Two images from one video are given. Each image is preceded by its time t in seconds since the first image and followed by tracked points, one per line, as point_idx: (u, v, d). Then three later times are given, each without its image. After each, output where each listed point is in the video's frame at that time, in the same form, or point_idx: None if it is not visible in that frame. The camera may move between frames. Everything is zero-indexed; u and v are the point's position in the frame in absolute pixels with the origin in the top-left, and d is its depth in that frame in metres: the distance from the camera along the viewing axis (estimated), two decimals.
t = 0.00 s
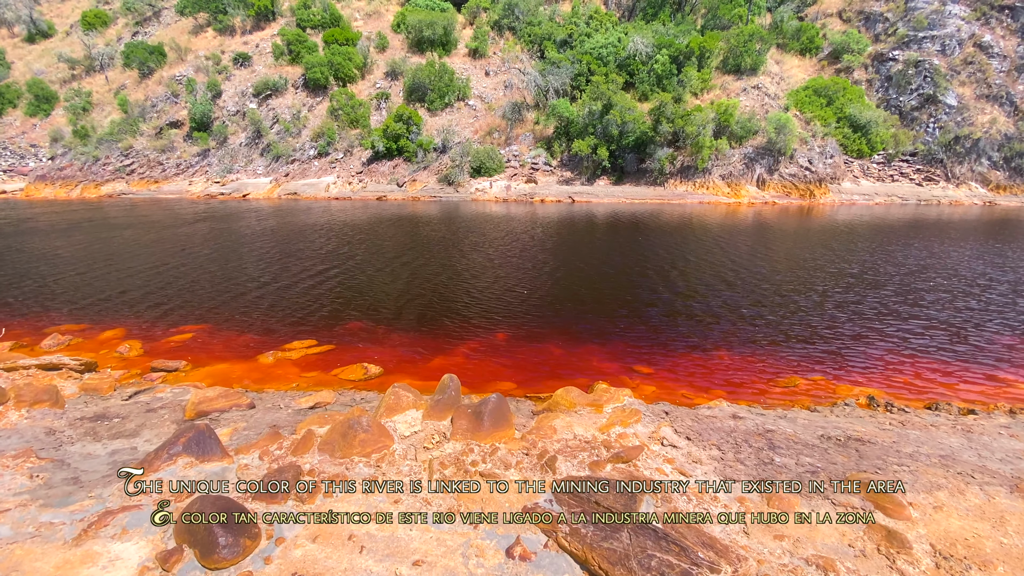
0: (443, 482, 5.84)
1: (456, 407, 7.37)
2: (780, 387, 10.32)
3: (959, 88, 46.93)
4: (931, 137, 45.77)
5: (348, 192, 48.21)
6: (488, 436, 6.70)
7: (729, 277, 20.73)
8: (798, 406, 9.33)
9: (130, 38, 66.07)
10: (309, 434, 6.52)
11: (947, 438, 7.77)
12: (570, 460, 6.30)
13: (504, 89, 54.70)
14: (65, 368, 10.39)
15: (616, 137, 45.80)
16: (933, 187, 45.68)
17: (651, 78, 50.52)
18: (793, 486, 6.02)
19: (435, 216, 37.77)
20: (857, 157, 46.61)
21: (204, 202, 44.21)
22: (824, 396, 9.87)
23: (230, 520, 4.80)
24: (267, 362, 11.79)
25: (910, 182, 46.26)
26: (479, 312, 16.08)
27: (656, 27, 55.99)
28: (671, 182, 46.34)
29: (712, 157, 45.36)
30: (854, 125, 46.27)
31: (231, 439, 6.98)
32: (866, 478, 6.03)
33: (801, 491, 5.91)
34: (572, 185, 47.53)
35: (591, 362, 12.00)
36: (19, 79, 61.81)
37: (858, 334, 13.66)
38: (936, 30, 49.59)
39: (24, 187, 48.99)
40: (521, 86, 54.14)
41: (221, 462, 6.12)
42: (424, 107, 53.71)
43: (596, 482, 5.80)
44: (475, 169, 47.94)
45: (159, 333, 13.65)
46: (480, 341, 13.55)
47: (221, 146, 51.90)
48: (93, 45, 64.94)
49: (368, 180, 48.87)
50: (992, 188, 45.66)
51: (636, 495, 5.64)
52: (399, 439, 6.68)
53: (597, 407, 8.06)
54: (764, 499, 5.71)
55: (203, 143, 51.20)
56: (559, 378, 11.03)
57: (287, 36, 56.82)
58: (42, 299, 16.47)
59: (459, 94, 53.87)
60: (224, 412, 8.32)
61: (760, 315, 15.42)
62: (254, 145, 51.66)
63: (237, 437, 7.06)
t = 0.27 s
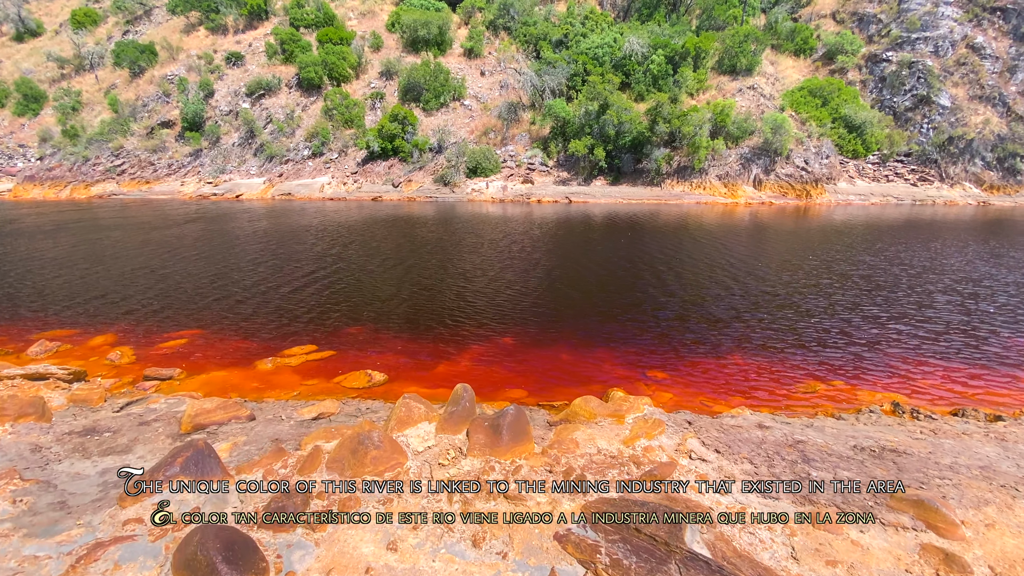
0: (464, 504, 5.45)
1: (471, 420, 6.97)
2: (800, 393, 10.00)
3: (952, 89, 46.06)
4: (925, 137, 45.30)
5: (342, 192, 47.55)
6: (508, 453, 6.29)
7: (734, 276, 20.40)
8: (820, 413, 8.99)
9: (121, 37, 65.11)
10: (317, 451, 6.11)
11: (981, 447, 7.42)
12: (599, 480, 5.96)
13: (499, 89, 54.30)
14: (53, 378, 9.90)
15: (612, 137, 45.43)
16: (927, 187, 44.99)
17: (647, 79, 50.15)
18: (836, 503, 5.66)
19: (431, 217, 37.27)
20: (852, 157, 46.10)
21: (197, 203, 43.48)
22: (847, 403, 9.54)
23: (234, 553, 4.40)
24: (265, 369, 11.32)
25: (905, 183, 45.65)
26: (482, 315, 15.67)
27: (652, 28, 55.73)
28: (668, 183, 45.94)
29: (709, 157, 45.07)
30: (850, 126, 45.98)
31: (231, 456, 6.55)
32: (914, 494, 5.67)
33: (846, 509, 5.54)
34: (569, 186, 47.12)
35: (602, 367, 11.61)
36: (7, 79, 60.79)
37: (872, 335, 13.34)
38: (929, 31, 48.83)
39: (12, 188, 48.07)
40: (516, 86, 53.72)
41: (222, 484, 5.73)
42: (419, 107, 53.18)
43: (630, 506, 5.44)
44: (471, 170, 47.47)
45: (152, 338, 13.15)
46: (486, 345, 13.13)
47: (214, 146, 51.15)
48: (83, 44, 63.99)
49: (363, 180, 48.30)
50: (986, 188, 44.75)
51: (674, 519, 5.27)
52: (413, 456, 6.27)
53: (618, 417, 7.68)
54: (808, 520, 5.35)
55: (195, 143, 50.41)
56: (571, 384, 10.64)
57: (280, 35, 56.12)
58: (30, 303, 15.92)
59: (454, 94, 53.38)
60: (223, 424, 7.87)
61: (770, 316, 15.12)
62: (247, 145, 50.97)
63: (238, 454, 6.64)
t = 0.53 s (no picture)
0: (490, 531, 5.11)
1: (486, 435, 6.61)
2: (815, 400, 9.79)
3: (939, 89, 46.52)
4: (912, 137, 45.37)
5: (332, 192, 46.82)
6: (527, 471, 5.98)
7: (733, 277, 20.22)
8: (838, 421, 8.78)
9: (104, 35, 63.66)
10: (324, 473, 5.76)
11: (1008, 454, 7.21)
12: (629, 500, 5.63)
13: (490, 89, 53.92)
14: (35, 391, 9.33)
15: (604, 137, 45.24)
16: (914, 187, 44.96)
17: (637, 79, 50.02)
18: (877, 521, 5.38)
19: (422, 218, 36.75)
20: (841, 158, 46.22)
21: (183, 204, 42.51)
22: (864, 410, 9.34)
23: None
24: (260, 378, 10.81)
25: (892, 183, 45.63)
26: (481, 318, 15.28)
27: (642, 28, 55.69)
28: (660, 183, 45.78)
29: (700, 158, 45.01)
30: (838, 126, 46.04)
31: (232, 479, 6.13)
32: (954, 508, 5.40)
33: (887, 527, 5.28)
34: (561, 186, 46.82)
35: (610, 373, 11.31)
36: None
37: (878, 338, 13.19)
38: (914, 32, 49.45)
39: None
40: (507, 86, 53.36)
41: (224, 513, 5.39)
42: (409, 106, 52.60)
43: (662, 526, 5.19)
44: (462, 170, 47.02)
45: (139, 346, 12.58)
46: (489, 350, 12.77)
47: (199, 146, 50.12)
48: (64, 42, 62.48)
49: (353, 181, 47.64)
50: (973, 188, 44.90)
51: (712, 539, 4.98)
52: (428, 476, 5.95)
53: (637, 429, 7.38)
54: (852, 540, 5.08)
55: (181, 143, 49.33)
56: (581, 391, 10.32)
57: (267, 34, 55.17)
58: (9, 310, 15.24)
59: (445, 94, 52.89)
60: (219, 441, 7.40)
61: (774, 318, 14.96)
62: (234, 145, 50.00)
63: (238, 476, 6.22)
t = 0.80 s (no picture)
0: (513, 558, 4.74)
1: (498, 448, 6.27)
2: (823, 402, 9.65)
3: (916, 91, 46.48)
4: (891, 138, 45.76)
5: (315, 193, 45.88)
6: (544, 487, 5.67)
7: (726, 276, 20.17)
8: (849, 423, 8.65)
9: (76, 31, 61.61)
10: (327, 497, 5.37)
11: None
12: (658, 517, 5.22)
13: (475, 89, 53.45)
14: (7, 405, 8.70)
15: (590, 137, 45.07)
16: (893, 187, 45.55)
17: (622, 79, 49.92)
18: (911, 531, 5.16)
19: (408, 218, 36.12)
20: (822, 158, 46.63)
21: (161, 204, 41.25)
22: (873, 413, 9.21)
23: None
24: (249, 387, 10.24)
25: (873, 182, 46.22)
26: (474, 321, 14.89)
27: (626, 29, 55.66)
28: (646, 183, 45.66)
29: (685, 157, 45.02)
30: (820, 127, 46.30)
31: (226, 503, 5.70)
32: (989, 516, 5.19)
33: (923, 538, 5.05)
34: (548, 186, 46.54)
35: (614, 376, 11.05)
36: None
37: (875, 338, 13.16)
38: (892, 34, 48.99)
39: None
40: (493, 85, 52.89)
41: (218, 543, 4.97)
42: (393, 105, 51.85)
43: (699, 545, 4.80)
44: (448, 169, 46.48)
45: (118, 355, 11.92)
46: (487, 354, 12.40)
47: (177, 145, 48.75)
48: (35, 38, 60.39)
49: (337, 181, 46.79)
50: (950, 187, 45.31)
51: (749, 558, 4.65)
52: (440, 496, 5.60)
53: (653, 437, 7.10)
54: (889, 553, 4.82)
55: (158, 142, 47.90)
56: (585, 396, 10.02)
57: (246, 31, 53.85)
58: None
59: (429, 93, 52.30)
60: (208, 458, 6.91)
61: (772, 318, 14.90)
62: (214, 144, 48.72)
63: (233, 499, 5.79)
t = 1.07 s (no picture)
0: None
1: (506, 463, 5.92)
2: (825, 403, 9.57)
3: (886, 92, 47.17)
4: (862, 138, 46.21)
5: (292, 193, 44.64)
6: (561, 504, 5.26)
7: (714, 275, 20.15)
8: (853, 425, 8.59)
9: (37, 26, 58.98)
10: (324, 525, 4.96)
11: None
12: (684, 538, 4.74)
13: (455, 88, 52.87)
14: None
15: (571, 136, 44.87)
16: (866, 185, 46.19)
17: (602, 79, 49.82)
18: (939, 540, 4.94)
19: (387, 218, 35.35)
20: (797, 157, 47.08)
21: (129, 206, 39.63)
22: (873, 414, 9.12)
23: None
24: (230, 400, 9.65)
25: (846, 181, 46.72)
26: (463, 324, 14.47)
27: (605, 29, 55.70)
28: (627, 182, 45.54)
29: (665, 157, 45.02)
30: (795, 127, 46.78)
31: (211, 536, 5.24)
32: (1014, 521, 5.01)
33: (951, 546, 4.83)
34: (530, 185, 46.17)
35: (612, 380, 10.78)
36: None
37: (867, 336, 13.17)
38: (862, 38, 49.61)
39: None
40: (473, 84, 52.32)
41: None
42: (372, 104, 50.90)
43: (735, 565, 4.41)
44: (429, 169, 45.76)
45: (86, 367, 11.18)
46: (481, 359, 12.01)
47: (146, 144, 46.96)
48: None
49: (314, 180, 45.68)
50: (918, 186, 45.69)
51: None
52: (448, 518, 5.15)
53: (664, 446, 6.83)
54: (921, 566, 4.57)
55: (126, 141, 46.06)
56: (585, 401, 9.72)
57: (218, 27, 52.18)
58: None
59: (409, 91, 51.51)
60: (189, 482, 6.41)
61: (764, 317, 14.91)
62: (186, 143, 47.06)
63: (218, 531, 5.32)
